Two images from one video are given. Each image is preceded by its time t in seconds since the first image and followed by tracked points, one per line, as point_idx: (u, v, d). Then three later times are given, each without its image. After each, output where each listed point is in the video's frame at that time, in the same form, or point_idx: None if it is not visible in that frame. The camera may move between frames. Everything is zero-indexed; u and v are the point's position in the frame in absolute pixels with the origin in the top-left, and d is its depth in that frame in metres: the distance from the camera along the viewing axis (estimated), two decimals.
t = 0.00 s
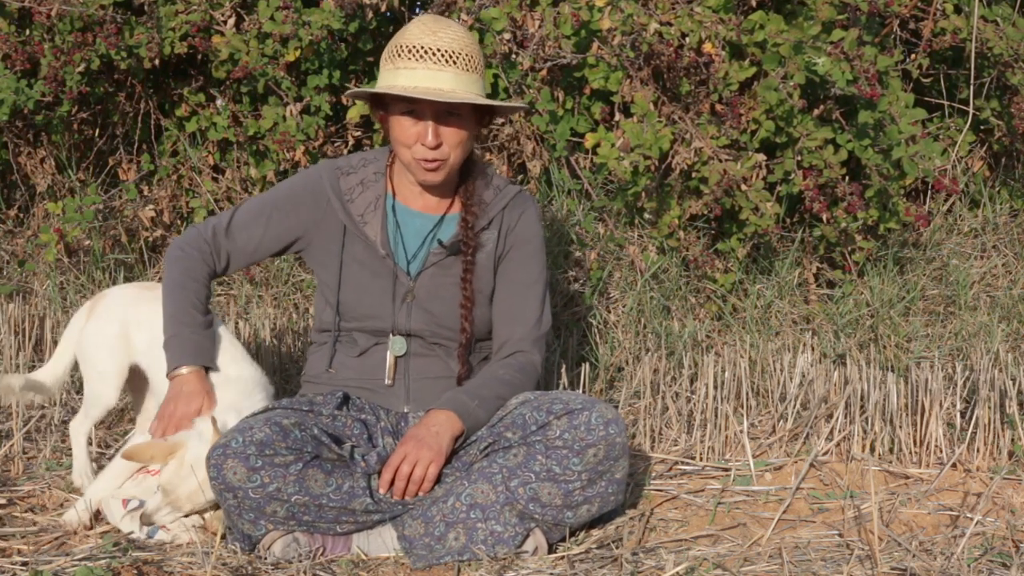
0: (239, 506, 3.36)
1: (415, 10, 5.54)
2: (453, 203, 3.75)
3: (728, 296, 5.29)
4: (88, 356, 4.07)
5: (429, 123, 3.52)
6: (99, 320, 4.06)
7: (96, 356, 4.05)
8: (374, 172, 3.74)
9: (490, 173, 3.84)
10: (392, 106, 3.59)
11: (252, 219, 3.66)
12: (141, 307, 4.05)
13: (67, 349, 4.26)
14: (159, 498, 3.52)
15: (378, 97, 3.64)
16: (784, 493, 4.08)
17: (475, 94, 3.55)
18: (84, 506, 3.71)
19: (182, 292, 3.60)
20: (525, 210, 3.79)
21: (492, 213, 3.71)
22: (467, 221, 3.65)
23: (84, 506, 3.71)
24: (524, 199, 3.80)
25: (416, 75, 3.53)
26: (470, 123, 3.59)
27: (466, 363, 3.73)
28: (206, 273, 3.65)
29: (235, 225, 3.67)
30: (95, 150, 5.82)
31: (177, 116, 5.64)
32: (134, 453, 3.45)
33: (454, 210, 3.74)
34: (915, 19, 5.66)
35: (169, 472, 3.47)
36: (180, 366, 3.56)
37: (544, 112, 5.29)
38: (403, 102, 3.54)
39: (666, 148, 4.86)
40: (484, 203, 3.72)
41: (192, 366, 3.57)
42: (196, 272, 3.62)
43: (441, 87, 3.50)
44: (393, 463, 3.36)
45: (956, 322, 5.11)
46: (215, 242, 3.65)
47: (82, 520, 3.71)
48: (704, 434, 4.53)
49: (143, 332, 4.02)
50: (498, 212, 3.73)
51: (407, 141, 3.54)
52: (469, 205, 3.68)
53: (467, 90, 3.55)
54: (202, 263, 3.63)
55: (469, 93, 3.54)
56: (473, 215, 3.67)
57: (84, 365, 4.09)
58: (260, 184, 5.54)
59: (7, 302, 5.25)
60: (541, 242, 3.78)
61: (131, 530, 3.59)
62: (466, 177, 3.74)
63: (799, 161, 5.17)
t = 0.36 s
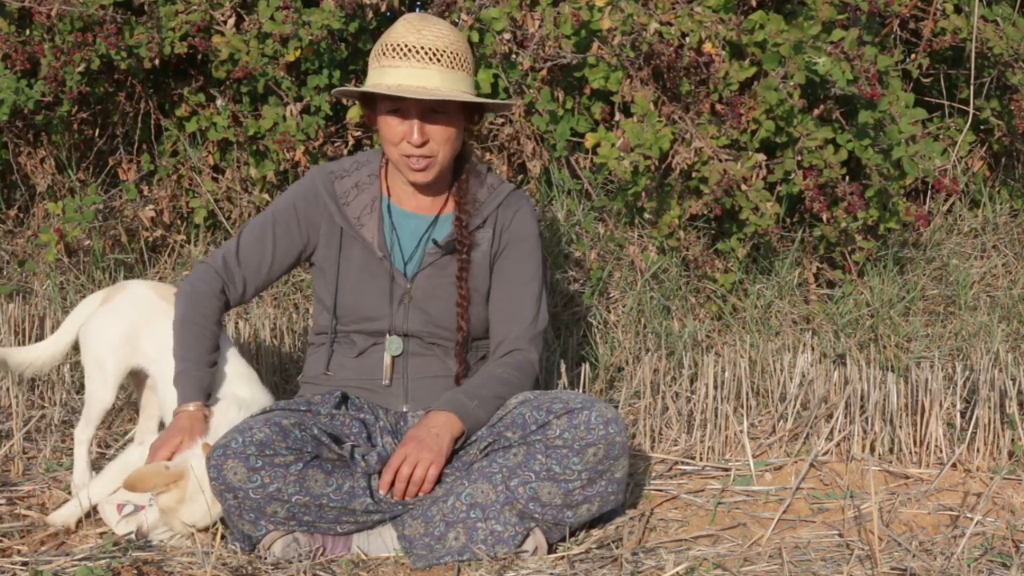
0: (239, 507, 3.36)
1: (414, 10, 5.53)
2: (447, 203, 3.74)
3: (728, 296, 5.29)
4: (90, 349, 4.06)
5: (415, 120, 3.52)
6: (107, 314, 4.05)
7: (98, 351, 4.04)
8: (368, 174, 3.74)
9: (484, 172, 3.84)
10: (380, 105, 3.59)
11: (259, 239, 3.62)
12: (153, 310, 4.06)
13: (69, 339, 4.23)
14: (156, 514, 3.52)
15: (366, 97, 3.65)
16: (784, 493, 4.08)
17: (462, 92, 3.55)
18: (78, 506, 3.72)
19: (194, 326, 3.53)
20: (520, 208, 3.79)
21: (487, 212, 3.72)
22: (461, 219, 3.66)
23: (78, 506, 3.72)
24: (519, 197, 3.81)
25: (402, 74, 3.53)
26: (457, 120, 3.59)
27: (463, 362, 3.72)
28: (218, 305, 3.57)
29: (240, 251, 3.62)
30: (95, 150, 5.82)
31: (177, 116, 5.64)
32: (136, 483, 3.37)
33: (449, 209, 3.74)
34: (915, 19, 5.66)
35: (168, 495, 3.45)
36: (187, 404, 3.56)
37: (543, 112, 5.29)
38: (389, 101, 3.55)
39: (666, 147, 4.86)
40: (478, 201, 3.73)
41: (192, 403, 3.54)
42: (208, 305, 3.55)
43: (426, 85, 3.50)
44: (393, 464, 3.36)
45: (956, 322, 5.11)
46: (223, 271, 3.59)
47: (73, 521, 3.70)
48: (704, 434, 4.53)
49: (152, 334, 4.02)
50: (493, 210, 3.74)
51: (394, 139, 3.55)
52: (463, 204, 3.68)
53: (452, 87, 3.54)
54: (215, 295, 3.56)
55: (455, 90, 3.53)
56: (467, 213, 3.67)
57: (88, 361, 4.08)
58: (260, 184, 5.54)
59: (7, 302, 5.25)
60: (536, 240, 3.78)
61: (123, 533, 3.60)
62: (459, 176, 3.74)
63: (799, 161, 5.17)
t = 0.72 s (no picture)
0: (239, 508, 3.35)
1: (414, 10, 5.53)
2: (447, 204, 3.74)
3: (727, 296, 5.29)
4: (99, 351, 4.00)
5: (410, 121, 3.52)
6: (123, 315, 3.98)
7: (110, 351, 3.97)
8: (365, 181, 3.72)
9: (483, 172, 3.85)
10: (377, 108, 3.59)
11: (269, 260, 3.61)
12: (170, 318, 4.02)
13: (83, 335, 4.18)
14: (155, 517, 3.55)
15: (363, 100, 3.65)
16: (784, 493, 4.08)
17: (459, 94, 3.54)
18: (77, 503, 3.72)
19: (214, 358, 3.47)
20: (520, 208, 3.80)
21: (487, 213, 3.72)
22: (462, 220, 3.66)
23: (77, 504, 3.72)
24: (518, 196, 3.81)
25: (397, 77, 3.54)
26: (455, 121, 3.58)
27: (465, 363, 3.74)
28: (235, 334, 3.53)
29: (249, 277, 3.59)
30: (95, 150, 5.82)
31: (177, 116, 5.64)
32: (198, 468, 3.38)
33: (449, 210, 3.73)
34: (915, 19, 5.65)
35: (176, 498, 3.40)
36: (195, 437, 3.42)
37: (543, 112, 5.29)
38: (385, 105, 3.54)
39: (666, 147, 4.86)
40: (478, 202, 3.73)
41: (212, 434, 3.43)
42: (227, 335, 3.50)
43: (422, 88, 3.51)
44: (394, 465, 3.36)
45: (956, 322, 5.11)
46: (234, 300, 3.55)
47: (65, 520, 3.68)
48: (704, 434, 4.53)
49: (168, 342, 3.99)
50: (493, 211, 3.74)
51: (390, 140, 3.55)
52: (464, 205, 3.68)
53: (448, 88, 3.54)
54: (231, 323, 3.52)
55: (450, 92, 3.53)
56: (468, 214, 3.67)
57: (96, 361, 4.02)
58: (260, 184, 5.54)
59: (7, 302, 5.25)
60: (536, 239, 3.79)
61: (119, 533, 3.57)
62: (459, 176, 3.73)
63: (799, 161, 5.17)
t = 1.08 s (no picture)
0: (239, 508, 3.35)
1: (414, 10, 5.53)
2: (445, 204, 3.75)
3: (728, 296, 5.29)
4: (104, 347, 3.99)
5: (402, 123, 3.52)
6: (127, 313, 3.97)
7: (112, 348, 3.96)
8: (363, 181, 3.72)
9: (481, 172, 3.85)
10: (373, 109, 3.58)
11: (268, 265, 3.62)
12: (175, 317, 3.98)
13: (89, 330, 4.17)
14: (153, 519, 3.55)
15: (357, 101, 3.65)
16: (784, 493, 4.08)
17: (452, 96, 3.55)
18: (76, 502, 3.71)
19: (213, 365, 3.48)
20: (518, 207, 3.80)
21: (485, 212, 3.72)
22: (461, 220, 3.66)
23: (78, 502, 3.71)
24: (517, 197, 3.81)
25: (388, 79, 3.54)
26: (448, 121, 3.58)
27: (465, 363, 3.73)
28: (235, 342, 3.54)
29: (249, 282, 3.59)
30: (95, 150, 5.81)
31: (177, 116, 5.64)
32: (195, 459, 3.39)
33: (446, 209, 3.75)
34: (915, 19, 5.65)
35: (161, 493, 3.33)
36: (183, 442, 3.41)
37: (543, 112, 5.29)
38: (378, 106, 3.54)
39: (666, 147, 4.86)
40: (477, 202, 3.73)
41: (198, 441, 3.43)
42: (226, 341, 3.51)
43: (413, 90, 3.51)
44: (395, 466, 3.36)
45: (956, 322, 5.11)
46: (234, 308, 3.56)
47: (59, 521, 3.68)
48: (704, 434, 4.53)
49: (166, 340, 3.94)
50: (492, 211, 3.74)
51: (383, 142, 3.55)
52: (463, 205, 3.69)
53: (439, 89, 3.53)
54: (230, 330, 3.53)
55: (441, 93, 3.52)
56: (467, 214, 3.68)
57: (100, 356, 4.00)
58: (260, 184, 5.54)
59: (7, 302, 5.25)
60: (535, 239, 3.79)
61: (117, 533, 3.56)
62: (456, 176, 3.74)
63: (799, 161, 5.17)
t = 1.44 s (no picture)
0: (239, 507, 3.37)
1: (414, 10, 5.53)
2: (448, 204, 3.74)
3: (728, 296, 5.29)
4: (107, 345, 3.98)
5: (404, 124, 3.52)
6: (131, 312, 3.96)
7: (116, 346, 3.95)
8: (367, 181, 3.73)
9: (485, 175, 3.85)
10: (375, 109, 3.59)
11: (274, 266, 3.62)
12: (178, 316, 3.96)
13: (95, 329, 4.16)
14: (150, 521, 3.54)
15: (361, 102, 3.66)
16: (784, 493, 4.08)
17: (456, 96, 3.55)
18: (77, 501, 3.72)
19: (225, 366, 3.49)
20: (521, 210, 3.79)
21: (488, 214, 3.71)
22: (463, 221, 3.65)
23: (77, 502, 3.72)
24: (521, 200, 3.80)
25: (392, 80, 3.55)
26: (451, 122, 3.58)
27: (465, 364, 3.73)
28: (245, 340, 3.56)
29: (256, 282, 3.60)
30: (95, 150, 5.81)
31: (177, 116, 5.64)
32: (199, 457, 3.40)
33: (450, 210, 3.74)
34: (915, 19, 5.65)
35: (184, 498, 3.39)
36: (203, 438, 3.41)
37: (543, 112, 5.29)
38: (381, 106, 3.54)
39: (666, 147, 4.86)
40: (480, 204, 3.72)
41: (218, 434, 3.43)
42: (235, 343, 3.52)
43: (416, 90, 3.51)
44: (393, 464, 3.37)
45: (956, 322, 5.11)
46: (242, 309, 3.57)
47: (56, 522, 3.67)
48: (704, 434, 4.53)
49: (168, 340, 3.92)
50: (495, 213, 3.73)
51: (386, 142, 3.56)
52: (465, 206, 3.68)
53: (443, 90, 3.54)
54: (239, 331, 3.53)
55: (445, 94, 3.53)
56: (469, 216, 3.67)
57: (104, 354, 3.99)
58: (260, 184, 5.54)
59: (7, 302, 5.25)
60: (537, 242, 3.79)
61: (117, 534, 3.55)
62: (460, 176, 3.73)
63: (799, 161, 5.17)
